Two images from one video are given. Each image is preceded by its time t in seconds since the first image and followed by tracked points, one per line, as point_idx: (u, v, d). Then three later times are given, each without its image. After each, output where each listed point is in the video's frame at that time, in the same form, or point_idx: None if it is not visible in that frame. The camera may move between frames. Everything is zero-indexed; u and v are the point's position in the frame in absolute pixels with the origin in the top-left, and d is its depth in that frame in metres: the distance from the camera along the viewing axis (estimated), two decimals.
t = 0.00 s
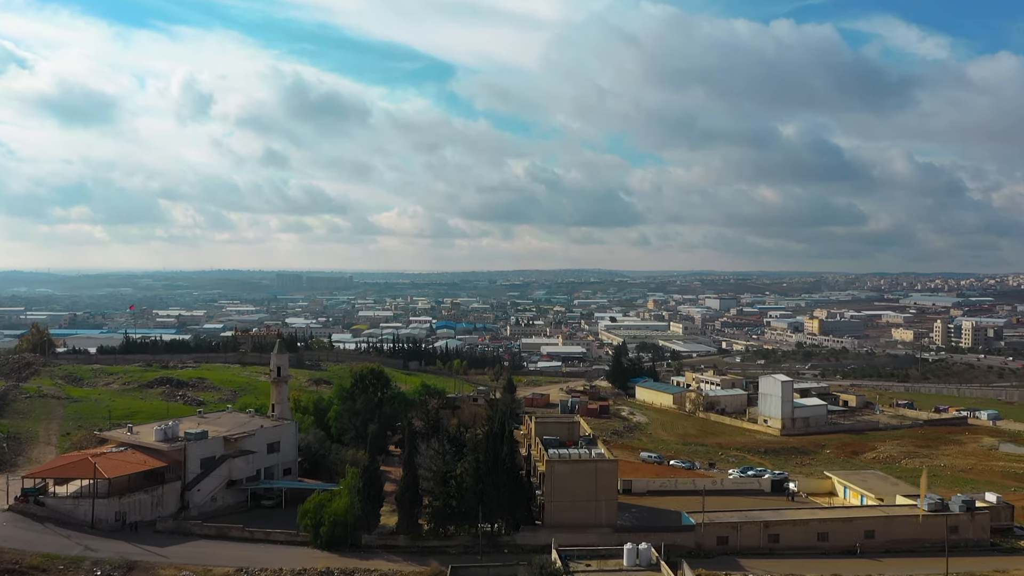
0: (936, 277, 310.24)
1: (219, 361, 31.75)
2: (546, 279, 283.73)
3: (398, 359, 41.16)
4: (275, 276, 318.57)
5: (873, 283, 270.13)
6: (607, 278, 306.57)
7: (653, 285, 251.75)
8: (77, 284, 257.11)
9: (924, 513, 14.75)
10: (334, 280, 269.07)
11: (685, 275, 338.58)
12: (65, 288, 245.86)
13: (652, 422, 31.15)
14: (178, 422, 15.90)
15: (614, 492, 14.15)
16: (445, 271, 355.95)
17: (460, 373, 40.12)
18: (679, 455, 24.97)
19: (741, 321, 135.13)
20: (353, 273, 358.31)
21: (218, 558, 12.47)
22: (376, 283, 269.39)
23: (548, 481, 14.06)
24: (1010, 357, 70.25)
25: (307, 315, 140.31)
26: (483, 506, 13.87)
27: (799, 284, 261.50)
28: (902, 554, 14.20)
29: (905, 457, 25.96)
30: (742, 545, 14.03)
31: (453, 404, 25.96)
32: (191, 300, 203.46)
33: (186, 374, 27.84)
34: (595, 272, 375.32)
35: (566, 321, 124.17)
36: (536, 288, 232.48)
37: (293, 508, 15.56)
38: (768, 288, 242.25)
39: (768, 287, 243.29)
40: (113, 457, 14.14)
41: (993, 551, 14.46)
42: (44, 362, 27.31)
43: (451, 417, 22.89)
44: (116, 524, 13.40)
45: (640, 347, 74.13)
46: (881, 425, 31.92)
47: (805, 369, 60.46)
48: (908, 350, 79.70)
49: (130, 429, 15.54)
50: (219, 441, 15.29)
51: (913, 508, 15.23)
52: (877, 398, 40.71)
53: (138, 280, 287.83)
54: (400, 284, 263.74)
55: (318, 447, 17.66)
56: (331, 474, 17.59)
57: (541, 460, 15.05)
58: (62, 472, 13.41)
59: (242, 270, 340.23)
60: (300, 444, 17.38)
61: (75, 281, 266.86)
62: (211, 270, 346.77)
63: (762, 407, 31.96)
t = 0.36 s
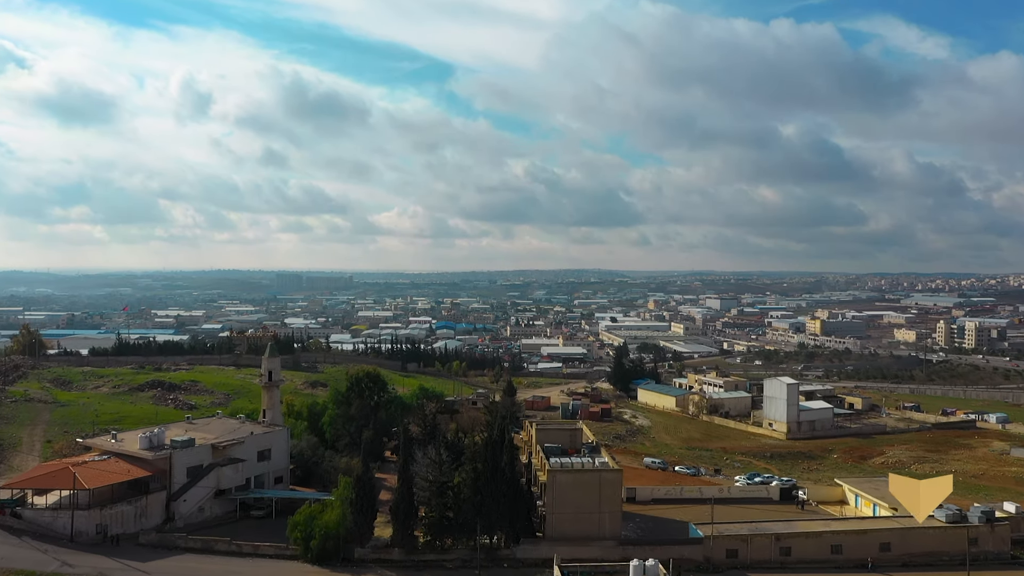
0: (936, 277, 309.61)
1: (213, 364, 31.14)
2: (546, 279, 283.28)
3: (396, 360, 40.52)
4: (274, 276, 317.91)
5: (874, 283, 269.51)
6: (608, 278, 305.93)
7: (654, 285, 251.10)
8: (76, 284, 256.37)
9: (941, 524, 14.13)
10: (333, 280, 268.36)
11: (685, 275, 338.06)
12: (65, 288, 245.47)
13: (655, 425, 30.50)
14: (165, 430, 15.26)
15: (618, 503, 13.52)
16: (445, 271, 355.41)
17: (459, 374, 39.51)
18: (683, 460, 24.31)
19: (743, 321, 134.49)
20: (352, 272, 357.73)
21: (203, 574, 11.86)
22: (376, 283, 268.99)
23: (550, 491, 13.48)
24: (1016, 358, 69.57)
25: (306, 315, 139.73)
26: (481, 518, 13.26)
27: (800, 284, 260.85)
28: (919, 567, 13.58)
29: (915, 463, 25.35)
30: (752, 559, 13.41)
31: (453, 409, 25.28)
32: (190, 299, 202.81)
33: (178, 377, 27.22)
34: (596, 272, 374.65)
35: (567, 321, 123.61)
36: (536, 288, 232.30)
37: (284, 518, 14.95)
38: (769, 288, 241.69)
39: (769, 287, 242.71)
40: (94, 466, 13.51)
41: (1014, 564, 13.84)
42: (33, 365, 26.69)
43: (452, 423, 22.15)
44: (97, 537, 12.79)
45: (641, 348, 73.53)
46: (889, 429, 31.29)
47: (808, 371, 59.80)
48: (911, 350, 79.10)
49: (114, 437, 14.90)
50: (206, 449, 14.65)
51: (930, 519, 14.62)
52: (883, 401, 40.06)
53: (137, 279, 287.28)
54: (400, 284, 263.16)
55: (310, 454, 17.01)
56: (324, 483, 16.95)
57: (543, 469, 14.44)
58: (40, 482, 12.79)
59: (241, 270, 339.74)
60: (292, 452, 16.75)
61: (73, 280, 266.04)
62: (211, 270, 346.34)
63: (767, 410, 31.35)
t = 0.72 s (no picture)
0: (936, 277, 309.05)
1: (206, 366, 30.47)
2: (546, 279, 282.98)
3: (395, 362, 39.84)
4: (274, 276, 317.33)
5: (874, 283, 269.05)
6: (608, 278, 305.39)
7: (654, 285, 250.46)
8: (76, 284, 255.90)
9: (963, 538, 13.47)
10: (333, 280, 267.87)
11: (685, 275, 337.69)
12: (64, 288, 245.15)
13: (658, 429, 29.83)
14: (149, 438, 14.57)
15: (623, 517, 12.84)
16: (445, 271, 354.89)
17: (458, 377, 38.86)
18: (688, 466, 23.65)
19: (744, 321, 133.90)
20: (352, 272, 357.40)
21: None
22: (376, 283, 268.58)
23: (551, 504, 12.79)
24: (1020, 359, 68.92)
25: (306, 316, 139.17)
26: (478, 532, 12.62)
27: (800, 284, 260.30)
28: None
29: (926, 468, 24.67)
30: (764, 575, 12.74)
31: (452, 414, 24.72)
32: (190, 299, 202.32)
33: (170, 380, 26.53)
34: (596, 273, 374.19)
35: (568, 322, 123.12)
36: (536, 288, 232.45)
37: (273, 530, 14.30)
38: (770, 288, 241.28)
39: (770, 288, 242.30)
40: (72, 477, 12.82)
41: None
42: (20, 368, 25.99)
43: (449, 428, 21.58)
44: (74, 553, 12.13)
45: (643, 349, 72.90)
46: (897, 433, 30.63)
47: (812, 372, 59.17)
48: (914, 352, 78.50)
49: (96, 445, 14.21)
50: (191, 459, 13.97)
51: (950, 532, 13.94)
52: (889, 403, 39.38)
53: (136, 279, 286.71)
54: (400, 284, 262.65)
55: (301, 463, 16.35)
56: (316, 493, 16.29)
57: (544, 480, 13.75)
58: (14, 494, 12.12)
59: (241, 270, 339.38)
60: (283, 460, 16.10)
61: (73, 280, 265.54)
62: (211, 270, 345.98)
63: (772, 413, 30.71)
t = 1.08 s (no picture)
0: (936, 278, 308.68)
1: (199, 369, 29.84)
2: (546, 279, 282.52)
3: (393, 364, 39.24)
4: (274, 277, 316.83)
5: (875, 283, 268.44)
6: (608, 278, 304.82)
7: (655, 285, 249.82)
8: (75, 285, 255.05)
9: (986, 553, 12.84)
10: (333, 280, 267.53)
11: (686, 275, 337.19)
12: (63, 287, 244.97)
13: (661, 434, 29.17)
14: (131, 447, 13.92)
15: (629, 532, 12.22)
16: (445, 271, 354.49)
17: (457, 379, 38.26)
18: (693, 473, 23.01)
19: (744, 321, 133.23)
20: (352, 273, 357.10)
21: None
22: (376, 283, 268.19)
23: (553, 518, 12.14)
24: None
25: (304, 316, 138.57)
26: (476, 549, 11.98)
27: (801, 284, 259.71)
28: None
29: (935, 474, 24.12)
30: None
31: (451, 420, 24.06)
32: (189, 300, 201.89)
33: (161, 384, 25.91)
34: (596, 273, 373.55)
35: (568, 322, 122.63)
36: (536, 288, 232.81)
37: (261, 544, 13.68)
38: (770, 288, 240.73)
39: (770, 288, 241.79)
40: (49, 489, 12.17)
41: None
42: (7, 372, 25.36)
43: (447, 434, 20.91)
44: (49, 569, 11.50)
45: (644, 350, 72.26)
46: (905, 437, 30.02)
47: (815, 374, 58.50)
48: (917, 352, 77.87)
49: (76, 454, 13.57)
50: (176, 469, 13.34)
51: (970, 546, 13.31)
52: (896, 406, 38.75)
53: (136, 279, 286.43)
54: (400, 284, 262.27)
55: (292, 471, 15.70)
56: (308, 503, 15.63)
57: (546, 492, 13.09)
58: None
59: (241, 270, 339.03)
60: (273, 469, 15.49)
61: (71, 281, 264.55)
62: (211, 270, 345.64)
63: (777, 417, 30.07)
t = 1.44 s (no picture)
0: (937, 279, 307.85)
1: (192, 372, 29.19)
2: (546, 279, 282.18)
3: (391, 367, 38.55)
4: (274, 277, 316.37)
5: (875, 283, 267.82)
6: (608, 278, 304.31)
7: (655, 285, 249.26)
8: (74, 285, 254.47)
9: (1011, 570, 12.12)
10: (332, 280, 267.14)
11: (686, 275, 336.80)
12: (62, 288, 244.56)
13: (665, 438, 28.47)
14: (112, 458, 13.22)
15: (635, 549, 11.54)
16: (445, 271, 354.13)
17: (456, 381, 37.62)
18: (698, 480, 22.36)
19: (745, 322, 132.58)
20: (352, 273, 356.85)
21: None
22: (376, 283, 267.75)
23: (556, 535, 11.50)
24: None
25: (304, 317, 138.08)
26: (474, 567, 11.29)
27: (802, 284, 259.08)
28: None
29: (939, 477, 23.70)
30: None
31: (450, 427, 23.37)
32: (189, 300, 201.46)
33: (152, 388, 25.26)
34: (597, 273, 373.05)
35: (568, 323, 121.97)
36: (536, 288, 232.84)
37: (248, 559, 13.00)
38: (772, 289, 240.04)
39: (771, 288, 241.21)
40: (22, 502, 11.48)
41: None
42: None
43: (445, 442, 20.24)
44: None
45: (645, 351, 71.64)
46: (914, 441, 29.35)
47: (819, 376, 57.84)
48: (921, 354, 77.19)
49: (53, 466, 12.88)
50: (158, 480, 12.65)
51: (995, 562, 12.59)
52: (902, 409, 38.06)
53: (135, 279, 286.07)
54: (400, 284, 261.83)
55: (283, 481, 15.05)
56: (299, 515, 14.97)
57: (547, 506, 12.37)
58: None
59: (240, 270, 338.72)
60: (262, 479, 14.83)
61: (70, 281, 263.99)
62: (211, 270, 345.17)
63: (783, 421, 29.40)
